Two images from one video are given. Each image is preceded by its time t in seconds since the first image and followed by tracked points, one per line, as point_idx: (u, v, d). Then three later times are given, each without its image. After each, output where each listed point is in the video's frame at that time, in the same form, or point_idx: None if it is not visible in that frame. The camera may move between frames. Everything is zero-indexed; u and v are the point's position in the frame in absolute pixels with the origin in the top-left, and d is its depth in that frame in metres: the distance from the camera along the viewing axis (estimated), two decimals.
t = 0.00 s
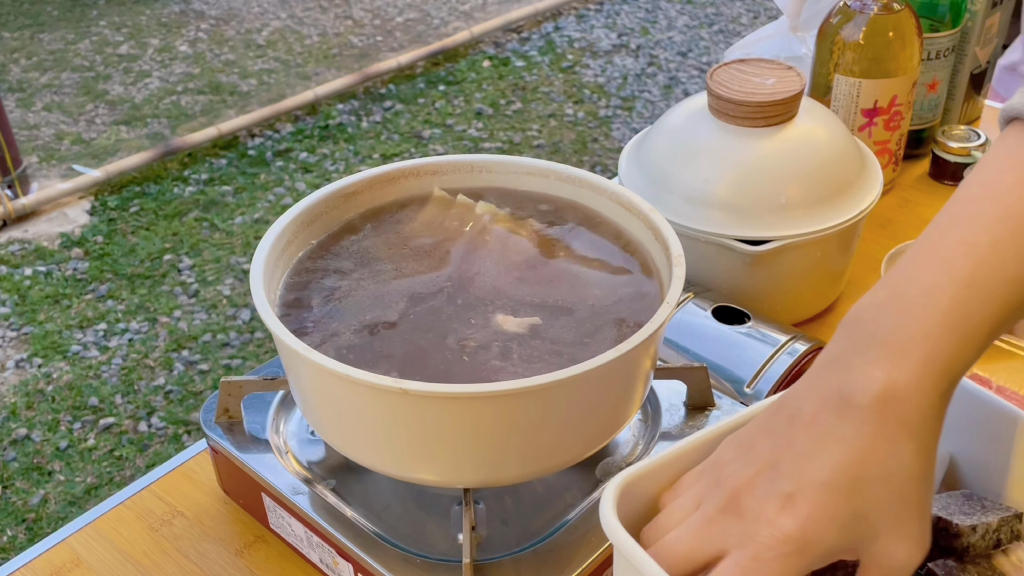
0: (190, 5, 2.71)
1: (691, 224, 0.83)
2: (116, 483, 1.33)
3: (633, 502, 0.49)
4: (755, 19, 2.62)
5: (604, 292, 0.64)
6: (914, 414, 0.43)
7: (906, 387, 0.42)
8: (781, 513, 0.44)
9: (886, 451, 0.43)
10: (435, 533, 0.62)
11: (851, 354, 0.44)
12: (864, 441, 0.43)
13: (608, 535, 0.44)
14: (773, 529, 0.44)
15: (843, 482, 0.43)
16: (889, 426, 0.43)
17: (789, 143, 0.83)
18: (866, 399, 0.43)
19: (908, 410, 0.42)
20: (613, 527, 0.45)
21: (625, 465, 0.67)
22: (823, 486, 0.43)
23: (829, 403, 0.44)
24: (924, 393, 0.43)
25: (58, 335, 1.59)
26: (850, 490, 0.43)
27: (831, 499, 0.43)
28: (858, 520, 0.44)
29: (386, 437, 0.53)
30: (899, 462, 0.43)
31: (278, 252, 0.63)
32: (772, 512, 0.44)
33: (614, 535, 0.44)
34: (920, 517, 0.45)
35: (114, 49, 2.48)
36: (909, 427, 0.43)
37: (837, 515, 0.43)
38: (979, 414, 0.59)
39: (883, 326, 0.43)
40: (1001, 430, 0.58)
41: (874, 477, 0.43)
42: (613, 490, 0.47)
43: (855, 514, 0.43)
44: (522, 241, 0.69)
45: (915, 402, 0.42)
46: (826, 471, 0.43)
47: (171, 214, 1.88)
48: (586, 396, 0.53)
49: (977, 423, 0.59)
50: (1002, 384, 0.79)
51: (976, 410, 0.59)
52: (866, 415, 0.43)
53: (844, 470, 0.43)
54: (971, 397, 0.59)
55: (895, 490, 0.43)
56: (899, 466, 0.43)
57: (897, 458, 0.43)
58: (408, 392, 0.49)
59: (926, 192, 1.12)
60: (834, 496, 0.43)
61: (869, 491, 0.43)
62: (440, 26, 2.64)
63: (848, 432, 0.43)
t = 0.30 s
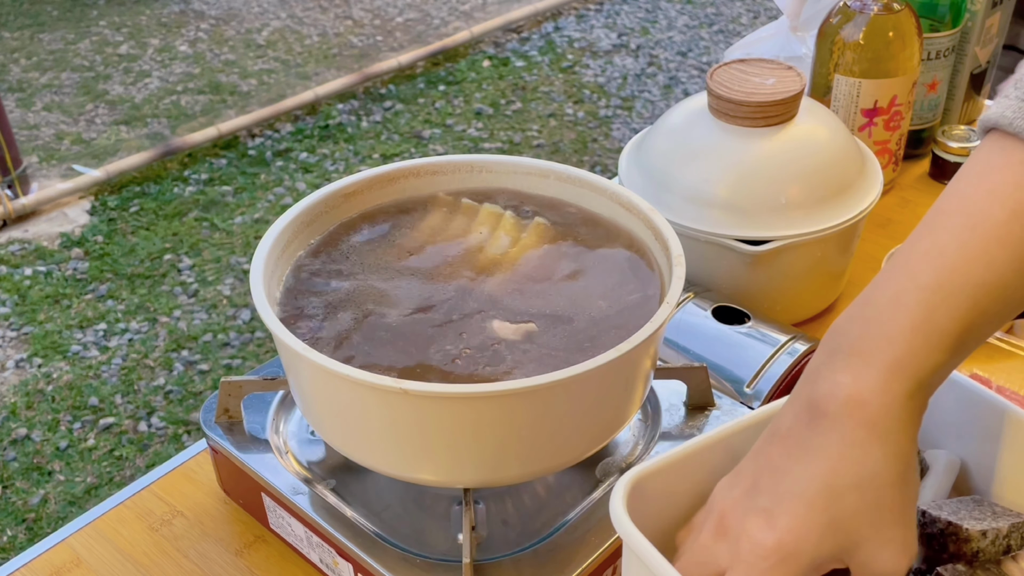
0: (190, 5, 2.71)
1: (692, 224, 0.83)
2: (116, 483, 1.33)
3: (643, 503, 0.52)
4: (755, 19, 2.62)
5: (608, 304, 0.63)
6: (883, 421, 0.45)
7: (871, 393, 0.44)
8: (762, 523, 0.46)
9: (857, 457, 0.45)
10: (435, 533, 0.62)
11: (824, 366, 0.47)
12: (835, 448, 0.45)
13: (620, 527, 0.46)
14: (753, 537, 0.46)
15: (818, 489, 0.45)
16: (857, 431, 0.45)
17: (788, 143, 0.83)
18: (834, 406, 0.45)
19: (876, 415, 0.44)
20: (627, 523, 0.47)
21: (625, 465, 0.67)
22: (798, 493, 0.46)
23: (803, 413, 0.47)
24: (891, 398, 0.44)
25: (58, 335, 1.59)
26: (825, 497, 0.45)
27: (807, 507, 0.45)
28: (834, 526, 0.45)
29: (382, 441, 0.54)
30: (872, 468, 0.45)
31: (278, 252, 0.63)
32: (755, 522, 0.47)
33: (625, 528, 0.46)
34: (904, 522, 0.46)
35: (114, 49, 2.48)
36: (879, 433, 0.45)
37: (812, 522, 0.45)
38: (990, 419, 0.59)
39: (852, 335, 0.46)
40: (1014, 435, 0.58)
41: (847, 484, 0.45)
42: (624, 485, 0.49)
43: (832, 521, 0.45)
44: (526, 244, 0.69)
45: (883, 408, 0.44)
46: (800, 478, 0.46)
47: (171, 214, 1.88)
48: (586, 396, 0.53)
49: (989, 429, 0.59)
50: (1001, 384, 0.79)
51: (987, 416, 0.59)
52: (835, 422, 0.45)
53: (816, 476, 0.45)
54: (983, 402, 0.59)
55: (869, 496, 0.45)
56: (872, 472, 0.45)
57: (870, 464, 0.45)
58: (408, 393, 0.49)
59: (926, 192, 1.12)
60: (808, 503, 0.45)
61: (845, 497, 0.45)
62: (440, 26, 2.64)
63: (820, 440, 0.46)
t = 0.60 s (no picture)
0: (190, 5, 2.71)
1: (692, 224, 0.83)
2: (116, 483, 1.33)
3: (650, 501, 0.52)
4: (755, 19, 2.62)
5: (608, 312, 0.62)
6: (894, 426, 0.42)
7: (880, 399, 0.42)
8: (778, 544, 0.43)
9: (871, 466, 0.42)
10: (435, 533, 0.62)
11: (829, 371, 0.44)
12: (847, 459, 0.42)
13: (621, 516, 0.47)
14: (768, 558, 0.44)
15: (832, 504, 0.42)
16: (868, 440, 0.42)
17: (787, 143, 0.83)
18: (841, 417, 0.42)
19: (886, 421, 0.42)
20: (628, 514, 0.47)
21: (625, 465, 0.67)
22: (811, 509, 0.43)
23: (808, 424, 0.44)
24: (900, 402, 0.42)
25: (58, 335, 1.59)
26: (839, 511, 0.42)
27: (823, 524, 0.42)
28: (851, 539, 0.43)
29: (378, 442, 0.54)
30: (887, 475, 0.42)
31: (278, 252, 0.63)
32: (767, 541, 0.44)
33: (627, 520, 0.47)
34: (923, 527, 0.44)
35: (114, 49, 2.48)
36: (891, 438, 0.42)
37: (828, 538, 0.42)
38: (1001, 424, 0.59)
39: (856, 338, 0.43)
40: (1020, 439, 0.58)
41: (862, 495, 0.42)
42: (634, 480, 0.49)
43: (849, 534, 0.43)
44: (530, 237, 0.69)
45: (893, 414, 0.42)
46: (812, 493, 0.43)
47: (171, 214, 1.88)
48: (587, 396, 0.53)
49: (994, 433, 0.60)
50: (1001, 384, 0.79)
51: (994, 420, 0.60)
52: (844, 432, 0.42)
53: (828, 490, 0.42)
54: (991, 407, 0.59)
55: (885, 506, 0.42)
56: (886, 479, 0.42)
57: (884, 471, 0.42)
58: (409, 393, 0.49)
59: (926, 193, 1.12)
60: (822, 519, 0.42)
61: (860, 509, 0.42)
62: (440, 26, 2.64)
63: (830, 452, 0.43)
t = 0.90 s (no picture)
0: (190, 5, 2.71)
1: (692, 224, 0.83)
2: (116, 483, 1.33)
3: (641, 512, 0.52)
4: (755, 19, 2.62)
5: (607, 319, 0.61)
6: (988, 431, 0.40)
7: (978, 399, 0.40)
8: (854, 531, 0.39)
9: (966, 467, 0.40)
10: (435, 533, 0.62)
11: (919, 372, 0.42)
12: (943, 455, 0.40)
13: (610, 529, 0.47)
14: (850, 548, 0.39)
15: (920, 498, 0.39)
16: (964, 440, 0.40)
17: (787, 143, 0.83)
18: (934, 412, 0.41)
19: (983, 423, 0.40)
20: (617, 525, 0.47)
21: (624, 465, 0.67)
22: (902, 502, 0.39)
23: (894, 420, 0.42)
24: (998, 405, 0.41)
25: (58, 335, 1.59)
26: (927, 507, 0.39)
27: (909, 515, 0.39)
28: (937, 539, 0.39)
29: (385, 439, 0.54)
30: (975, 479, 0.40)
31: (279, 251, 0.63)
32: (845, 529, 0.40)
33: (613, 530, 0.47)
34: (994, 542, 0.41)
35: (114, 49, 2.48)
36: (983, 443, 0.40)
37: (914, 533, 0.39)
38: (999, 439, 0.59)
39: (948, 344, 0.42)
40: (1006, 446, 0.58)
41: (949, 493, 0.40)
42: (621, 495, 0.50)
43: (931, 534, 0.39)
44: (538, 240, 0.69)
45: (991, 416, 0.40)
46: (903, 484, 0.40)
47: (171, 214, 1.88)
48: (587, 396, 0.53)
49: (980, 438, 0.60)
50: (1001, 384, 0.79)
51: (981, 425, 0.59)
52: (938, 429, 0.40)
53: (922, 485, 0.40)
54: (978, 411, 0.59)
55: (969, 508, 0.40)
56: (975, 483, 0.40)
57: (974, 475, 0.40)
58: (409, 392, 0.49)
59: (926, 193, 1.12)
60: (913, 512, 0.39)
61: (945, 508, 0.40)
62: (440, 26, 2.64)
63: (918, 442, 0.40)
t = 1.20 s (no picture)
0: (190, 5, 2.71)
1: (691, 223, 0.83)
2: (116, 483, 1.33)
3: (629, 521, 0.53)
4: (755, 19, 2.62)
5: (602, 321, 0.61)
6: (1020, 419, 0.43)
7: (1015, 384, 0.43)
8: (879, 478, 0.41)
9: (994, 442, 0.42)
10: (435, 532, 0.62)
11: (957, 362, 0.45)
12: (977, 430, 0.42)
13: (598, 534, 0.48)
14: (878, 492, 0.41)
15: (948, 460, 0.41)
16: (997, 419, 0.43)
17: (788, 143, 0.83)
18: (971, 390, 0.43)
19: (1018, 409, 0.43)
20: (604, 531, 0.48)
21: (624, 465, 0.67)
22: (932, 460, 0.41)
23: (931, 401, 0.45)
24: None
25: (58, 335, 1.59)
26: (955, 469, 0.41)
27: (938, 473, 0.41)
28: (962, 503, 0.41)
29: (385, 439, 0.54)
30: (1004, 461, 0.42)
31: (278, 252, 0.63)
32: (872, 478, 0.41)
33: (601, 536, 0.47)
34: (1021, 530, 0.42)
35: (114, 49, 2.48)
36: (1018, 428, 0.42)
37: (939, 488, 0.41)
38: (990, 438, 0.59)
39: (985, 340, 0.45)
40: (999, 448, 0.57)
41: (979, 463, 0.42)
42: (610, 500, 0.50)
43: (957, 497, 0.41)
44: (541, 241, 0.69)
45: None
46: (936, 446, 0.42)
47: (171, 214, 1.88)
48: (587, 395, 0.53)
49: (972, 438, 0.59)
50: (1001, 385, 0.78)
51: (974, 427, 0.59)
52: (974, 406, 0.43)
53: (955, 449, 0.42)
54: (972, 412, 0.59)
55: (997, 480, 0.42)
56: (1004, 460, 0.42)
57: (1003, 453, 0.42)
58: (408, 392, 0.49)
59: (926, 193, 1.12)
60: (941, 470, 0.41)
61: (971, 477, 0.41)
62: (440, 26, 2.64)
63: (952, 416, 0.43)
